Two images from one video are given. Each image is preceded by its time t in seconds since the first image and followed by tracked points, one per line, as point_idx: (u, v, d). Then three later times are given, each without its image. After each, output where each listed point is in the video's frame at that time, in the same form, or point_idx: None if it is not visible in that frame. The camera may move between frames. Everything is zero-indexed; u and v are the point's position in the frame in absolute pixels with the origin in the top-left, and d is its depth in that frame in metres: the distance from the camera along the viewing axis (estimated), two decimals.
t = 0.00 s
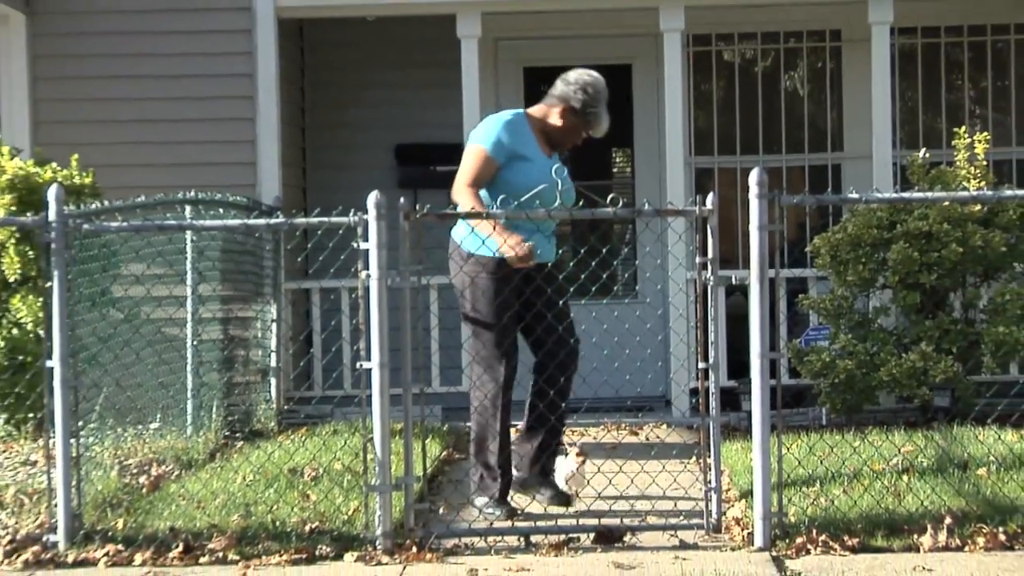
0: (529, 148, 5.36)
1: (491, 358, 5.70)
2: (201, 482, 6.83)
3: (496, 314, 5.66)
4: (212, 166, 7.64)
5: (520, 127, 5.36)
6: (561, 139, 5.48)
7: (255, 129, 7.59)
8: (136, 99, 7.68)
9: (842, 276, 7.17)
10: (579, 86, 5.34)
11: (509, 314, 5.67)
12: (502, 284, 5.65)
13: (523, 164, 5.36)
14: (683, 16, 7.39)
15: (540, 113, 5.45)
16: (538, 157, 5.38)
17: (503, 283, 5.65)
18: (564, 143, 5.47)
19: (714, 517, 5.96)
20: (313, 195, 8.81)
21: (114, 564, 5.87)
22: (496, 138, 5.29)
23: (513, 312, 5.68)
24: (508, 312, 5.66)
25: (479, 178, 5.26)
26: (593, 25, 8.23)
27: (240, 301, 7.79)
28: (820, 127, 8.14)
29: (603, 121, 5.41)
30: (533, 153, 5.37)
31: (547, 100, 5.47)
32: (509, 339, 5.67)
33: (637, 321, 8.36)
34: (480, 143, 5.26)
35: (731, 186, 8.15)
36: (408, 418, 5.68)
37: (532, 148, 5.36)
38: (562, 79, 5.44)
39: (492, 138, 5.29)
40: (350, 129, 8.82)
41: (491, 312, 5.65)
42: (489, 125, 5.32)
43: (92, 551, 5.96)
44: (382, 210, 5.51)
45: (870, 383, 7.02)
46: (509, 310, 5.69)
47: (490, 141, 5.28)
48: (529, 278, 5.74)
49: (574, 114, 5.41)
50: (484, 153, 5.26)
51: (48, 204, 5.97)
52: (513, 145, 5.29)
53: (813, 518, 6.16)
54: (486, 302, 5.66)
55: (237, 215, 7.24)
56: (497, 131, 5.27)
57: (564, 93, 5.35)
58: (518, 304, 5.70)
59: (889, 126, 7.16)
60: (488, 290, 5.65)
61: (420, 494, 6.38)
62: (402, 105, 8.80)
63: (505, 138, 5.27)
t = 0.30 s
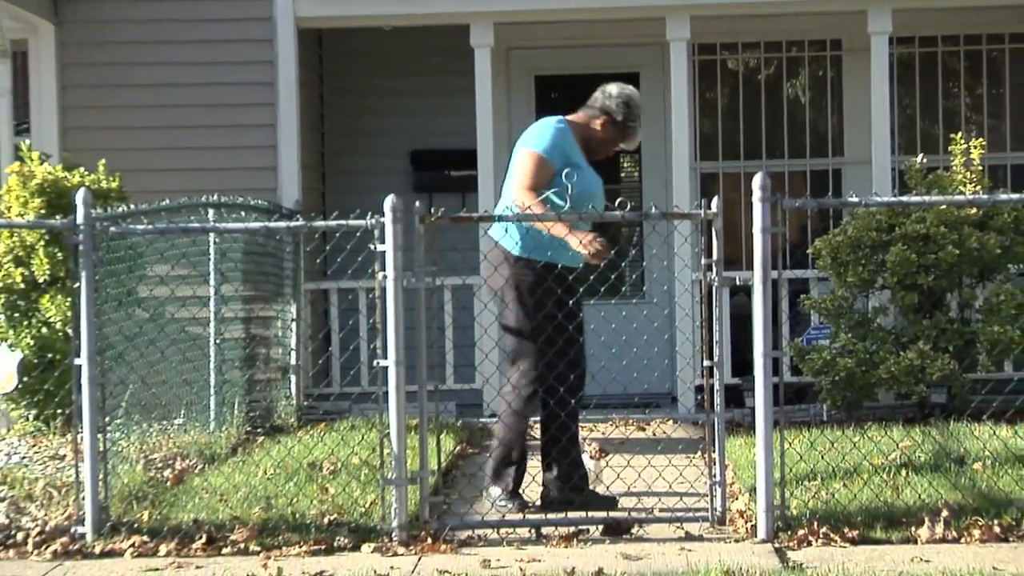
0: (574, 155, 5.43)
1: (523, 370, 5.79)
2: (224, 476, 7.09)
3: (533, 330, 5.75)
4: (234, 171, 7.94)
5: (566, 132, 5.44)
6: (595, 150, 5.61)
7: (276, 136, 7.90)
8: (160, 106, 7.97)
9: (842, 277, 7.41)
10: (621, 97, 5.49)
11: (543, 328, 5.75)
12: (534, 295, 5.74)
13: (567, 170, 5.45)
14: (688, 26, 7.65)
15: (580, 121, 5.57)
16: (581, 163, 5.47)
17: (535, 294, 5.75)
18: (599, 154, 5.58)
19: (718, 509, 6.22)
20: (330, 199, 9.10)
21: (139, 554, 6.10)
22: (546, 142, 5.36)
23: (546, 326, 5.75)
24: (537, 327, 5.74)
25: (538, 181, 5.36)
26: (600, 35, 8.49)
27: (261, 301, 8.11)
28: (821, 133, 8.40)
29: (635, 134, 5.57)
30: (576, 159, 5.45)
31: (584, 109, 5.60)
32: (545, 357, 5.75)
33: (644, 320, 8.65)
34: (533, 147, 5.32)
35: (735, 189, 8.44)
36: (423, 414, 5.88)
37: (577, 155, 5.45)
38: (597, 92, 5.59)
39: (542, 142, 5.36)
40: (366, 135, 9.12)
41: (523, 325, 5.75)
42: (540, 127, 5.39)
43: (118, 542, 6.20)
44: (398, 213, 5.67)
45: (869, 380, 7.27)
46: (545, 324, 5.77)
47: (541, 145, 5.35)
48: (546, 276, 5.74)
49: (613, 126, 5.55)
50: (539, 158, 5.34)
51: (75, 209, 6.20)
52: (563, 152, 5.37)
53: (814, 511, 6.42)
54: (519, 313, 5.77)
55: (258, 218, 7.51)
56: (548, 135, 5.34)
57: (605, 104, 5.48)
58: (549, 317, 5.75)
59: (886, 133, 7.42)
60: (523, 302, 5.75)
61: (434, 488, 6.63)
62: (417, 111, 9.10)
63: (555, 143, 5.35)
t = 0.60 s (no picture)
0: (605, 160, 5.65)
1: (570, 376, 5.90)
2: (240, 470, 7.33)
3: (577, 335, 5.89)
4: (250, 175, 8.24)
5: (598, 137, 5.66)
6: (623, 154, 5.82)
7: (291, 141, 8.20)
8: (179, 112, 8.26)
9: (838, 278, 7.67)
10: (651, 105, 5.67)
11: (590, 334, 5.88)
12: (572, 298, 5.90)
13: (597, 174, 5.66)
14: (689, 35, 7.91)
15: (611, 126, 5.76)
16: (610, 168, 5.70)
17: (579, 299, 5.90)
18: (628, 158, 5.78)
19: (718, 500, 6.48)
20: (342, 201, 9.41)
21: (159, 545, 6.32)
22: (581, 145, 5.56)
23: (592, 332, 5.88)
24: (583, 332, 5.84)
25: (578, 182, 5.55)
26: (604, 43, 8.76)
27: (276, 300, 8.40)
28: (817, 138, 8.67)
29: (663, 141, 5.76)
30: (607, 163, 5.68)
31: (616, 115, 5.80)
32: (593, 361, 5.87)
33: (645, 320, 8.95)
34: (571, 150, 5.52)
35: (734, 193, 8.69)
36: (433, 410, 6.07)
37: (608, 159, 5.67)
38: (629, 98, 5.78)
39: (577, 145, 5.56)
40: (378, 141, 9.46)
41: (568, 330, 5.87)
42: (575, 131, 5.59)
43: (138, 534, 6.41)
44: (409, 215, 5.80)
45: (864, 377, 7.52)
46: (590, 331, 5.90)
47: (576, 148, 5.55)
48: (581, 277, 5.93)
49: (643, 132, 5.75)
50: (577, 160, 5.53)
51: (96, 211, 6.41)
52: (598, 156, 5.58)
53: (811, 504, 6.67)
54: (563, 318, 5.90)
55: (273, 221, 7.78)
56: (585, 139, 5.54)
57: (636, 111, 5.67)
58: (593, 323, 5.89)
59: (881, 138, 7.67)
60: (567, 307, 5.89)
61: (444, 481, 6.88)
62: (427, 118, 9.43)
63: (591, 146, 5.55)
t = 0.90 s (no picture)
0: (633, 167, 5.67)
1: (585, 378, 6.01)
2: (250, 465, 7.58)
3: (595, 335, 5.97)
4: (260, 179, 8.52)
5: (624, 146, 5.66)
6: (643, 162, 5.84)
7: (298, 147, 8.47)
8: (190, 118, 8.53)
9: (828, 279, 7.93)
10: (668, 113, 5.74)
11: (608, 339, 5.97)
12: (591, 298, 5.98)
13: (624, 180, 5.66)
14: (683, 43, 8.18)
15: (633, 134, 5.77)
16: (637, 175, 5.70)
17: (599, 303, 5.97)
18: (645, 166, 5.82)
19: (711, 495, 6.73)
20: (348, 205, 9.72)
21: (170, 538, 6.55)
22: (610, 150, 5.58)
23: (610, 338, 5.96)
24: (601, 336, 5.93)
25: (612, 184, 5.56)
26: (602, 51, 9.02)
27: (284, 301, 8.70)
28: (808, 144, 8.94)
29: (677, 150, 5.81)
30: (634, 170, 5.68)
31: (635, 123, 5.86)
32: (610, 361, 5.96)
33: (642, 320, 9.23)
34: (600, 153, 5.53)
35: (727, 197, 8.95)
36: (436, 407, 6.27)
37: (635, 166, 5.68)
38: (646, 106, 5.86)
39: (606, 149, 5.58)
40: (382, 147, 9.76)
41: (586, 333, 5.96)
42: (603, 141, 5.61)
43: (150, 526, 6.64)
44: (413, 219, 5.99)
45: (853, 375, 7.77)
46: (610, 333, 5.97)
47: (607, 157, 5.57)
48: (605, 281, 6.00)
49: (661, 141, 5.79)
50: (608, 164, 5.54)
51: (110, 214, 6.61)
52: (625, 161, 5.60)
53: (801, 498, 6.92)
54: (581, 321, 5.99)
55: (281, 224, 8.04)
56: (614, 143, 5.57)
57: (652, 117, 5.73)
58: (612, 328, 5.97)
59: (869, 144, 7.92)
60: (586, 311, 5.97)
61: (446, 476, 7.13)
62: (430, 124, 9.71)
63: (619, 151, 5.57)
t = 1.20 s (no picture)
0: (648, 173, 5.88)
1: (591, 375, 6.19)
2: (258, 459, 7.83)
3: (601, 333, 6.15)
4: (268, 183, 8.81)
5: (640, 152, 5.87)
6: (656, 168, 6.05)
7: (305, 152, 8.76)
8: (201, 124, 8.81)
9: (818, 279, 8.19)
10: (683, 121, 5.96)
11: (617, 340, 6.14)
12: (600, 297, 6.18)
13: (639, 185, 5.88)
14: (678, 51, 8.44)
15: (648, 140, 5.98)
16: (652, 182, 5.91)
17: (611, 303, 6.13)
18: (658, 171, 6.03)
19: (705, 489, 6.95)
20: (353, 207, 10.00)
21: (182, 530, 6.78)
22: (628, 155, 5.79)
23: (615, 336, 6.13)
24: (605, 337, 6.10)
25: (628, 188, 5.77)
26: (600, 60, 9.29)
27: (292, 300, 9.01)
28: (799, 148, 9.22)
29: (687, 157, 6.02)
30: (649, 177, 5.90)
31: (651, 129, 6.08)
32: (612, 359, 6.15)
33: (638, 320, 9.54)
34: (619, 158, 5.74)
35: (720, 200, 9.22)
36: (438, 403, 6.50)
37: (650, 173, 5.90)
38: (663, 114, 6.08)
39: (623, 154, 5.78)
40: (386, 151, 10.03)
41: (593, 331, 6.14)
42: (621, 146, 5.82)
43: (162, 520, 6.88)
44: (416, 221, 6.22)
45: (842, 372, 8.03)
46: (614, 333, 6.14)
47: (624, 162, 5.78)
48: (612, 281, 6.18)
49: (675, 148, 6.01)
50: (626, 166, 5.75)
51: (122, 217, 6.82)
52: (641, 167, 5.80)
53: (792, 491, 7.15)
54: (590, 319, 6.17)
55: (288, 226, 8.30)
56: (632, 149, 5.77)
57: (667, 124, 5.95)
58: (617, 329, 6.13)
59: (858, 149, 8.19)
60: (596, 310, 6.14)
61: (448, 470, 7.37)
62: (433, 129, 9.99)
63: (636, 157, 5.78)
